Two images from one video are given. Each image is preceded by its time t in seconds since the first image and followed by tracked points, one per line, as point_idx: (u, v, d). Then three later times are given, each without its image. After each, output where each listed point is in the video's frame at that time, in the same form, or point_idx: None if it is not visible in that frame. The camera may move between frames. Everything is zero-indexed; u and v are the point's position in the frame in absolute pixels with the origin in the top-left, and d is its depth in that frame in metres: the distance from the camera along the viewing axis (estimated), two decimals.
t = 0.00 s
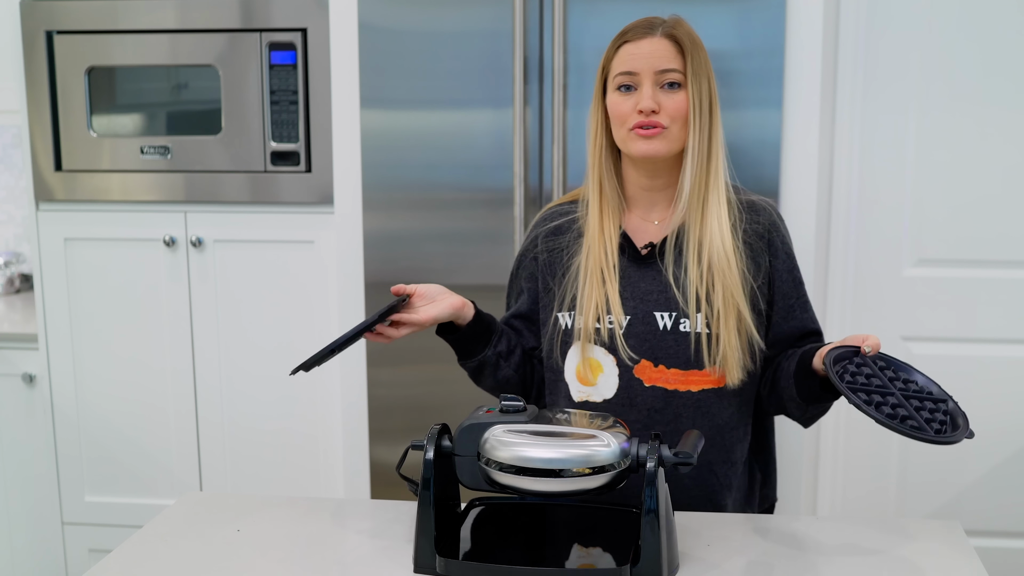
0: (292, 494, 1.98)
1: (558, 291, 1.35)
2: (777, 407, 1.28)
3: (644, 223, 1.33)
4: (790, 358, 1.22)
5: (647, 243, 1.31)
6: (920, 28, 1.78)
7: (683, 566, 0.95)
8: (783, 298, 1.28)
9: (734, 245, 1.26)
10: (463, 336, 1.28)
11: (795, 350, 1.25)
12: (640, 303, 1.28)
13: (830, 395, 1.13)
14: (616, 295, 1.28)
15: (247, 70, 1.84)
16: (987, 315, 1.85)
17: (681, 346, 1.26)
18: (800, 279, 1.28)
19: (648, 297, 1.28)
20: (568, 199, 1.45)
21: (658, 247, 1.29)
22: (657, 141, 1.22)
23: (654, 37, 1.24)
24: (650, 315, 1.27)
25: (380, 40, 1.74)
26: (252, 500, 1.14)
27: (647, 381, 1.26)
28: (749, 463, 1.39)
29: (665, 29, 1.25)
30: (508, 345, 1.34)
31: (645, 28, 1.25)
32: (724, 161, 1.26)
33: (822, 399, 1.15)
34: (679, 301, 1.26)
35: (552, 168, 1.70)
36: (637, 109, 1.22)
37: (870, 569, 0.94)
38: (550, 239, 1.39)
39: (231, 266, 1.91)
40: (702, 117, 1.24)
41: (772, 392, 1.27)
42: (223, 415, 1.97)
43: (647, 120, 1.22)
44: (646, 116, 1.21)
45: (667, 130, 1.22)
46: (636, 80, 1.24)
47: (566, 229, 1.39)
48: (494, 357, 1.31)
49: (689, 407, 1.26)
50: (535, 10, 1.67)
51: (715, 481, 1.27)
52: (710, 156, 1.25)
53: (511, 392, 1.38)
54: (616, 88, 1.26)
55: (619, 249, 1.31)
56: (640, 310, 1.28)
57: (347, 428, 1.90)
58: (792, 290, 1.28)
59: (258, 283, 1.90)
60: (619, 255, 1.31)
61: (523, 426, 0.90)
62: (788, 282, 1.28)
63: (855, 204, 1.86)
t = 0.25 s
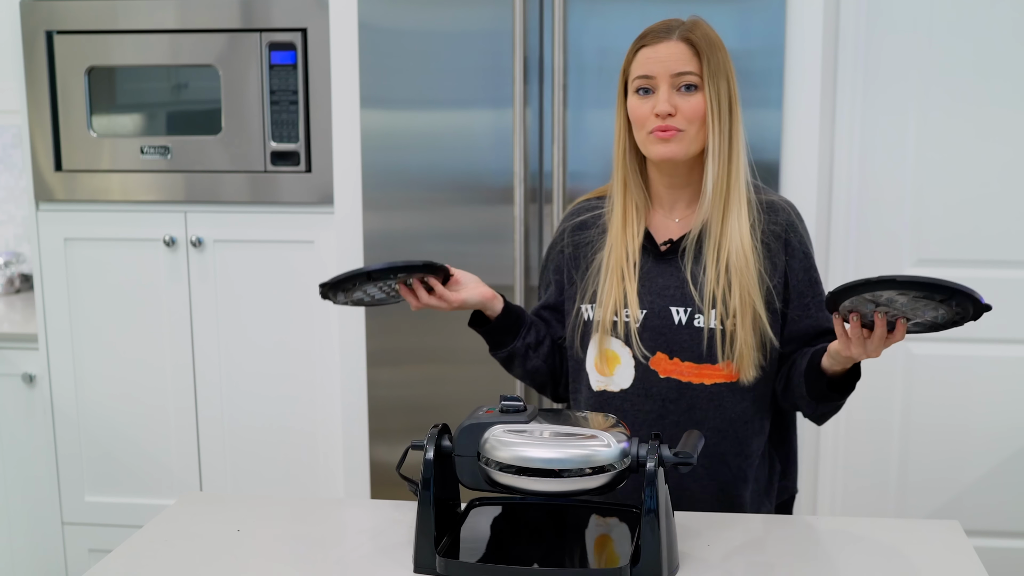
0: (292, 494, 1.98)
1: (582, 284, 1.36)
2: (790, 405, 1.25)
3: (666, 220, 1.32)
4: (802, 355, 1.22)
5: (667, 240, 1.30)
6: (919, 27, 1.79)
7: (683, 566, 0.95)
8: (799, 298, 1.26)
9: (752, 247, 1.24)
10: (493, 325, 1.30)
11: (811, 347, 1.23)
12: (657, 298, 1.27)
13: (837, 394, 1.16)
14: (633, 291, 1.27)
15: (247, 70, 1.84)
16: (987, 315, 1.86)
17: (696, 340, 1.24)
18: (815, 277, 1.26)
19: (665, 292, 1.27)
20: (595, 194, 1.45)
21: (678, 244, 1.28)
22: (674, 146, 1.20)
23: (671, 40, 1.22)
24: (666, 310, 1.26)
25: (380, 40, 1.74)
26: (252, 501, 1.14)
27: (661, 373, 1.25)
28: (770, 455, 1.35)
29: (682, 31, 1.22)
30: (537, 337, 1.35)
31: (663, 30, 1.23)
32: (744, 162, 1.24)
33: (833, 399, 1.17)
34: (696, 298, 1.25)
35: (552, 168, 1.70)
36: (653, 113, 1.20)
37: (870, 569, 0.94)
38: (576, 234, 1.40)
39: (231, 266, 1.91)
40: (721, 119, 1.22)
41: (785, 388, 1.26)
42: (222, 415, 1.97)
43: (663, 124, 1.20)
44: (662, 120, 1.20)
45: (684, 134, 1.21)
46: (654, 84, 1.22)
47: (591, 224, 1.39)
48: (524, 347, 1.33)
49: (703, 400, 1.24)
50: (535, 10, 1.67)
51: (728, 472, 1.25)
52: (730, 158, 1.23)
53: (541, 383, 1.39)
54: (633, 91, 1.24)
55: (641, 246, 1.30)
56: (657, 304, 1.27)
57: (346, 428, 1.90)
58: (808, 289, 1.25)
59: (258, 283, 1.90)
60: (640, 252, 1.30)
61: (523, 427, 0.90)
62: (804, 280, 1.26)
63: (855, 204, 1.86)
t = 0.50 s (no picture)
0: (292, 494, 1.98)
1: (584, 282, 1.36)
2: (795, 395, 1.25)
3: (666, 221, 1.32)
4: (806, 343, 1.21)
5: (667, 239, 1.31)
6: (919, 27, 1.78)
7: (683, 566, 0.95)
8: (800, 294, 1.26)
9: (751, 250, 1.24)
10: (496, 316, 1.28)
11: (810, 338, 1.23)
12: (657, 295, 1.28)
13: (842, 373, 1.15)
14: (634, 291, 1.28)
15: (247, 70, 1.84)
16: (987, 315, 1.85)
17: (696, 337, 1.26)
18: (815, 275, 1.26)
19: (665, 290, 1.28)
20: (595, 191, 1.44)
21: (678, 243, 1.29)
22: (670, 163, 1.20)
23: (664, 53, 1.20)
24: (666, 307, 1.27)
25: (380, 40, 1.74)
26: (252, 501, 1.14)
27: (663, 367, 1.27)
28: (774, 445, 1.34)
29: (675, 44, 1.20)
30: (539, 330, 1.34)
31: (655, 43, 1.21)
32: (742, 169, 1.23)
33: (840, 381, 1.15)
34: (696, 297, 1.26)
35: (552, 168, 1.70)
36: (647, 128, 1.19)
37: (870, 569, 0.94)
38: (578, 231, 1.40)
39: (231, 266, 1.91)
40: (717, 130, 1.21)
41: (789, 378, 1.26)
42: (222, 415, 1.97)
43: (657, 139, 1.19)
44: (656, 135, 1.19)
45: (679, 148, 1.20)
46: (647, 98, 1.21)
47: (592, 222, 1.39)
48: (524, 340, 1.32)
49: (702, 394, 1.26)
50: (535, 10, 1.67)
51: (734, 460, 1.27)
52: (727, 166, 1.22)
53: (541, 375, 1.39)
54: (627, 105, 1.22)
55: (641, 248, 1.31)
56: (657, 301, 1.28)
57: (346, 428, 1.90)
58: (806, 286, 1.26)
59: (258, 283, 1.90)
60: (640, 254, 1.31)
61: (523, 426, 0.90)
62: (804, 278, 1.26)
63: (855, 204, 1.86)
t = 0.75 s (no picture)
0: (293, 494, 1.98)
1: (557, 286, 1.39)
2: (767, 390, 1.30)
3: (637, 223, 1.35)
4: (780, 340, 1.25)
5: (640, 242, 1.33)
6: (919, 27, 1.78)
7: (683, 565, 0.95)
8: (771, 293, 1.31)
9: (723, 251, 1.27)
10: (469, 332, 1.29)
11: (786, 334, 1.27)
12: (632, 299, 1.31)
13: (820, 373, 1.16)
14: (607, 294, 1.31)
15: (247, 70, 1.84)
16: (987, 315, 1.85)
17: (671, 339, 1.29)
18: (785, 274, 1.31)
19: (639, 293, 1.31)
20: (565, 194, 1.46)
21: (651, 246, 1.32)
22: (637, 166, 1.22)
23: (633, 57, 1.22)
24: (641, 310, 1.30)
25: (380, 40, 1.74)
26: (252, 501, 1.14)
27: (637, 370, 1.30)
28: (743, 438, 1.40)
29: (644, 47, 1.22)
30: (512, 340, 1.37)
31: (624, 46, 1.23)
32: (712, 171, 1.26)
33: (815, 379, 1.17)
34: (670, 299, 1.29)
35: (552, 168, 1.70)
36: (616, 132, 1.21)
37: (870, 569, 0.94)
38: (549, 236, 1.42)
39: (232, 266, 1.91)
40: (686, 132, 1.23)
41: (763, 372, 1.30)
42: (223, 415, 1.97)
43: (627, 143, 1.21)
44: (625, 139, 1.21)
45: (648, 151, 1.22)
46: (616, 101, 1.23)
47: (563, 226, 1.42)
48: (500, 352, 1.34)
49: (677, 395, 1.30)
50: (535, 10, 1.67)
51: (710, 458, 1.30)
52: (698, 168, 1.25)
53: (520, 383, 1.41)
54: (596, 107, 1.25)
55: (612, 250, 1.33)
56: (631, 305, 1.31)
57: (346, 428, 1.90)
58: (779, 286, 1.31)
59: (258, 283, 1.90)
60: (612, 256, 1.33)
61: (523, 427, 0.90)
62: (776, 276, 1.31)
63: (855, 204, 1.86)
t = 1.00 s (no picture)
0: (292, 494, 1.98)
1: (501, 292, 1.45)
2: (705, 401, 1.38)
3: (584, 232, 1.41)
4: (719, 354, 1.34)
5: (586, 252, 1.39)
6: (919, 27, 1.79)
7: (682, 565, 0.95)
8: (711, 307, 1.41)
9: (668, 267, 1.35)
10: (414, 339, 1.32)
11: (724, 346, 1.37)
12: (576, 310, 1.38)
13: (763, 387, 1.21)
14: (552, 303, 1.37)
15: (247, 70, 1.84)
16: (987, 315, 1.85)
17: (612, 349, 1.37)
18: (727, 287, 1.41)
19: (584, 304, 1.38)
20: (510, 199, 1.52)
21: (596, 258, 1.38)
22: (598, 174, 1.29)
23: (600, 68, 1.29)
24: (584, 320, 1.38)
25: (380, 40, 1.74)
26: (252, 500, 1.14)
27: (579, 378, 1.38)
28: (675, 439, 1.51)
29: (610, 58, 1.29)
30: (454, 343, 1.42)
31: (592, 57, 1.30)
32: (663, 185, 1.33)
33: (756, 392, 1.23)
34: (615, 310, 1.37)
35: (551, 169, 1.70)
36: (581, 140, 1.28)
37: (870, 569, 0.94)
38: (493, 241, 1.47)
39: (232, 266, 1.91)
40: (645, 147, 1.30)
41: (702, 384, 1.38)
42: (222, 415, 1.97)
43: (589, 151, 1.28)
44: (589, 147, 1.28)
45: (609, 162, 1.29)
46: (581, 110, 1.29)
47: (509, 232, 1.47)
48: (442, 357, 1.39)
49: (615, 404, 1.38)
50: (535, 9, 1.66)
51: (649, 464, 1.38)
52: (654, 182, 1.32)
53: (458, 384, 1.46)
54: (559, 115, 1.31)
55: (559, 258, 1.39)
56: (576, 315, 1.38)
57: (346, 429, 1.90)
58: (720, 300, 1.41)
59: (258, 283, 1.90)
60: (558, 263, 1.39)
61: (523, 426, 0.90)
62: (717, 292, 1.41)
63: (855, 204, 1.86)
